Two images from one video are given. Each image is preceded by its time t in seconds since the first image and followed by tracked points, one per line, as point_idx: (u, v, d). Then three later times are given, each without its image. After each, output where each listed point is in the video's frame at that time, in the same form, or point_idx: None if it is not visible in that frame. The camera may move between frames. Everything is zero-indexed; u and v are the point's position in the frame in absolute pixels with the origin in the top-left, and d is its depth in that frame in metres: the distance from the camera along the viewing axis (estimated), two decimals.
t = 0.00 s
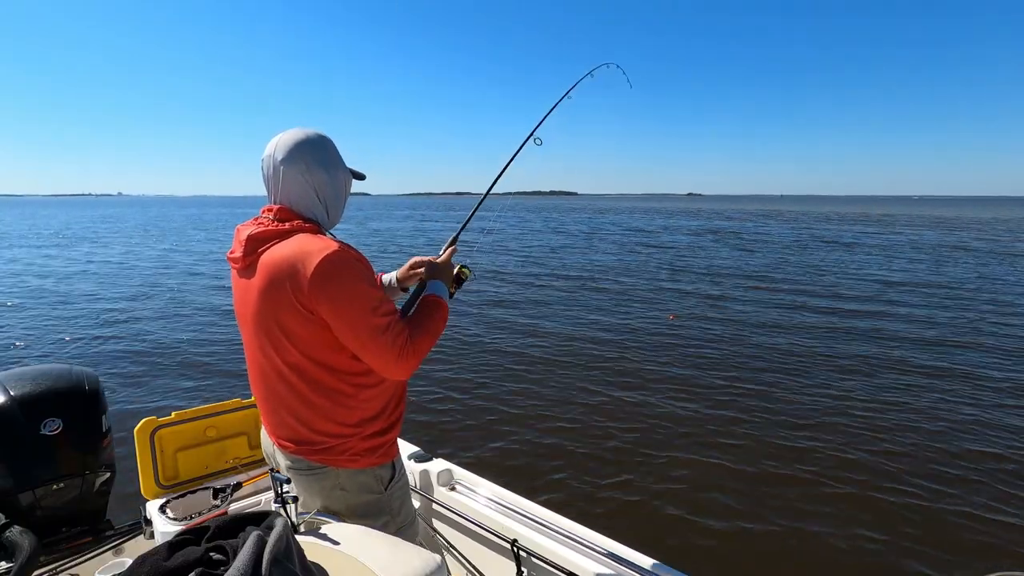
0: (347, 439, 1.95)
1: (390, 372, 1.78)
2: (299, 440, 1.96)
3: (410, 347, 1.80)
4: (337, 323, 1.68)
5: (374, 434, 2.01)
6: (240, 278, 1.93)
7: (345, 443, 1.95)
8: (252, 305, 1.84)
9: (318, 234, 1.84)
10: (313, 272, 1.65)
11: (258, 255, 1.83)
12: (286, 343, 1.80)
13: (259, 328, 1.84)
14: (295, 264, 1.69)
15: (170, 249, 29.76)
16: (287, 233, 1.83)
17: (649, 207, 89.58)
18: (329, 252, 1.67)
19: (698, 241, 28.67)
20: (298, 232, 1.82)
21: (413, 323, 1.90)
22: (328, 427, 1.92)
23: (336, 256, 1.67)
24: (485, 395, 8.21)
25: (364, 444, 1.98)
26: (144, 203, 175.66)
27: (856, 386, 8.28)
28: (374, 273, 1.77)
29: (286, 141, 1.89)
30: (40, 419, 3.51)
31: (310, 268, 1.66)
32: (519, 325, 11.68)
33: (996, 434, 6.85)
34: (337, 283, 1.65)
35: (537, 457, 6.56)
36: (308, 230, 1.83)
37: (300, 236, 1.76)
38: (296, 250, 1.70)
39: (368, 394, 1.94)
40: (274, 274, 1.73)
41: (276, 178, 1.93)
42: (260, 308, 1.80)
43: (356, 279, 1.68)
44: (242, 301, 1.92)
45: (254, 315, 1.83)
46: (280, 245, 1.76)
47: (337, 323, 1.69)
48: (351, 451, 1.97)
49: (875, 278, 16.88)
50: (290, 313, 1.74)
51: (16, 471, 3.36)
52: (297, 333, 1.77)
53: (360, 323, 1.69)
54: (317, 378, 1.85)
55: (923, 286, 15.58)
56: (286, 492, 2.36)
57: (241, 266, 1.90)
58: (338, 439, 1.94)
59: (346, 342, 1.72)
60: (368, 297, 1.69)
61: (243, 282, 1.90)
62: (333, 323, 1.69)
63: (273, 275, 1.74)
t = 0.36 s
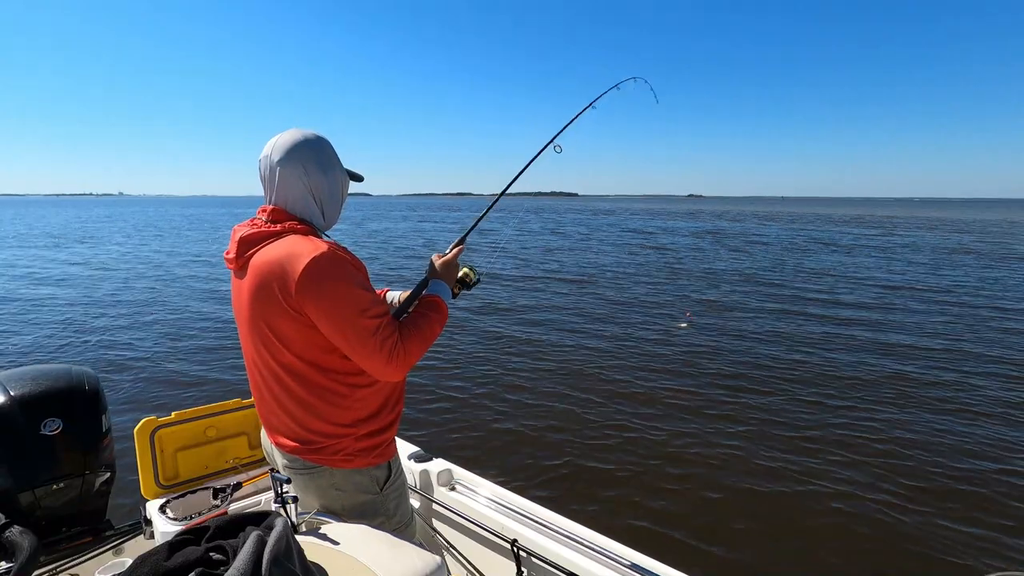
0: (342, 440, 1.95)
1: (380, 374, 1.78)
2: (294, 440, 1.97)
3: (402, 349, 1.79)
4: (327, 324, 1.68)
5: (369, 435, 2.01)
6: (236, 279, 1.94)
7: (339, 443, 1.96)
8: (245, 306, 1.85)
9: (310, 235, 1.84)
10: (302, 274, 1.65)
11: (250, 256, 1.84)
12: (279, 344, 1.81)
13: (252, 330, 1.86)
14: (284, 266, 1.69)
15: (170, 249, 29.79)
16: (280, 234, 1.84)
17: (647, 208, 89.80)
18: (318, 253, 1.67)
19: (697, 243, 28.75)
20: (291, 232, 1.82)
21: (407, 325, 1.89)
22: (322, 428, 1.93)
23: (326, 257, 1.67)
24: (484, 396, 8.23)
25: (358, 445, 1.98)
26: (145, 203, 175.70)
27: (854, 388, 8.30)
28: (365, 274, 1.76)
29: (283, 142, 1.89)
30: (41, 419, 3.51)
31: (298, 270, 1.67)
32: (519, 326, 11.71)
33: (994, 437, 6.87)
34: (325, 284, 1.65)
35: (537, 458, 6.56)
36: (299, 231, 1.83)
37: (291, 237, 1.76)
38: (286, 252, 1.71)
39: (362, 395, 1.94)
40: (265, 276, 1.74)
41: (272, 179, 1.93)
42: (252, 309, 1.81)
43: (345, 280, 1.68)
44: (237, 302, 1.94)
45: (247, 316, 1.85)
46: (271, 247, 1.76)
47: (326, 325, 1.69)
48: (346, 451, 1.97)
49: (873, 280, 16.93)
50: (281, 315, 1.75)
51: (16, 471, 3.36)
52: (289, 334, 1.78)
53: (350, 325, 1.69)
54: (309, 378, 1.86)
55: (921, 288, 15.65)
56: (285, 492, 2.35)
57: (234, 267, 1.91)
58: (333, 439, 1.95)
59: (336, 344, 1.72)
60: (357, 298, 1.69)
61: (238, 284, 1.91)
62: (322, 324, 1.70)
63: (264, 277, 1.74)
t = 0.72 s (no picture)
0: (334, 440, 1.96)
1: (366, 381, 1.77)
2: (286, 438, 1.98)
3: (389, 355, 1.78)
4: (315, 328, 1.69)
5: (363, 436, 2.00)
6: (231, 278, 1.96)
7: (332, 443, 1.96)
8: (238, 305, 1.86)
9: (302, 236, 1.84)
10: (291, 276, 1.65)
11: (242, 257, 1.85)
12: (270, 344, 1.82)
13: (244, 329, 1.87)
14: (275, 267, 1.70)
15: (169, 249, 29.82)
16: (272, 234, 1.84)
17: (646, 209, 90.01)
18: (308, 256, 1.67)
19: (696, 244, 28.79)
20: (283, 233, 1.82)
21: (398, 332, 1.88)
22: (314, 427, 1.93)
23: (314, 260, 1.67)
24: (484, 398, 8.24)
25: (350, 446, 1.98)
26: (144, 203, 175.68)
27: (854, 390, 8.31)
28: (354, 278, 1.76)
29: (280, 143, 1.89)
30: (41, 419, 3.51)
31: (286, 272, 1.67)
32: (519, 327, 11.74)
33: (994, 439, 6.88)
34: (312, 287, 1.65)
35: (537, 460, 6.57)
36: (292, 231, 1.84)
37: (283, 238, 1.77)
38: (277, 253, 1.72)
39: (353, 397, 1.94)
40: (255, 277, 1.75)
41: (269, 180, 1.94)
42: (244, 309, 1.83)
43: (334, 285, 1.67)
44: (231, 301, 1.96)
45: (240, 315, 1.86)
46: (263, 247, 1.77)
47: (313, 328, 1.69)
48: (339, 451, 1.97)
49: (873, 281, 16.95)
50: (270, 317, 1.76)
51: (16, 472, 3.36)
52: (279, 335, 1.79)
53: (335, 329, 1.69)
54: (299, 378, 1.86)
55: (920, 290, 15.67)
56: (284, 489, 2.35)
57: (228, 266, 1.93)
58: (326, 439, 1.95)
59: (323, 348, 1.72)
60: (344, 302, 1.69)
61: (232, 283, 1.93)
62: (309, 328, 1.70)
63: (254, 277, 1.76)
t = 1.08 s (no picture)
0: (322, 442, 1.96)
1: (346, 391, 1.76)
2: (278, 436, 2.00)
3: (372, 365, 1.77)
4: (296, 333, 1.69)
5: (352, 438, 2.00)
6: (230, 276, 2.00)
7: (322, 444, 1.96)
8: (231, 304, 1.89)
9: (295, 239, 1.83)
10: (274, 279, 1.66)
11: (237, 257, 1.88)
12: (259, 344, 1.84)
13: (237, 328, 1.89)
14: (262, 270, 1.71)
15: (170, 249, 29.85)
16: (266, 237, 1.84)
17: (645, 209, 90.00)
18: (293, 260, 1.67)
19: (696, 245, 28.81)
20: (273, 236, 1.82)
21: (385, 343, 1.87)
22: (303, 426, 1.94)
23: (299, 265, 1.66)
24: (484, 399, 8.26)
25: (339, 448, 1.98)
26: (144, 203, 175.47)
27: (854, 391, 8.32)
28: (341, 285, 1.76)
29: (280, 145, 1.90)
30: (41, 419, 3.51)
31: (271, 276, 1.68)
32: (518, 328, 11.77)
33: (993, 440, 6.89)
34: (295, 294, 1.65)
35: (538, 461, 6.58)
36: (285, 233, 1.84)
37: (273, 241, 1.78)
38: (265, 256, 1.73)
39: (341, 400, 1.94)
40: (245, 278, 1.77)
41: (268, 181, 1.94)
42: (236, 308, 1.85)
43: (317, 291, 1.67)
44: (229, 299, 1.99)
45: (233, 314, 1.89)
46: (254, 248, 1.79)
47: (295, 332, 1.69)
48: (329, 452, 1.98)
49: (872, 282, 16.99)
50: (258, 318, 1.78)
51: (17, 472, 3.36)
52: (267, 337, 1.80)
53: (317, 335, 1.68)
54: (288, 379, 1.88)
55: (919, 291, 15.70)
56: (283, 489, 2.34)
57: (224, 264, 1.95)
58: (313, 441, 1.96)
59: (304, 354, 1.72)
60: (326, 310, 1.68)
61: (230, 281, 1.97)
62: (292, 333, 1.70)
63: (245, 279, 1.78)
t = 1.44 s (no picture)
0: (314, 443, 1.96)
1: (333, 396, 1.75)
2: (272, 434, 2.01)
3: (359, 373, 1.76)
4: (284, 335, 1.69)
5: (345, 440, 2.00)
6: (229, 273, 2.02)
7: (314, 444, 1.97)
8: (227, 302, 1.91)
9: (290, 240, 1.83)
10: (263, 280, 1.67)
11: (235, 255, 1.89)
12: (252, 343, 1.85)
13: (232, 326, 1.91)
14: (253, 269, 1.72)
15: (170, 249, 29.81)
16: (262, 236, 1.85)
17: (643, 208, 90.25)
18: (282, 261, 1.67)
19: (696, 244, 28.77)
20: (269, 236, 1.82)
21: (375, 354, 1.86)
22: (295, 426, 1.95)
23: (289, 268, 1.66)
24: (483, 398, 8.27)
25: (331, 450, 1.98)
26: (145, 203, 175.52)
27: (855, 390, 8.31)
28: (332, 289, 1.76)
29: (279, 145, 1.90)
30: (41, 419, 3.51)
31: (262, 277, 1.69)
32: (518, 327, 11.79)
33: (994, 439, 6.88)
34: (283, 296, 1.66)
35: (539, 461, 6.57)
36: (279, 234, 1.83)
37: (267, 241, 1.79)
38: (258, 256, 1.74)
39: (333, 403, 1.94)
40: (239, 277, 1.78)
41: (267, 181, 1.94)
42: (231, 307, 1.87)
43: (305, 294, 1.67)
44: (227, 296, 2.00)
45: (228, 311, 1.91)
46: (248, 248, 1.80)
47: (283, 334, 1.70)
48: (323, 453, 1.98)
49: (873, 280, 16.97)
50: (250, 318, 1.79)
51: (17, 472, 3.36)
52: (258, 337, 1.82)
53: (304, 338, 1.69)
54: (280, 379, 1.89)
55: (921, 289, 15.67)
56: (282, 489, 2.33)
57: (221, 261, 1.97)
58: (306, 441, 1.96)
59: (292, 356, 1.73)
60: (315, 314, 1.69)
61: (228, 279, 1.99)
62: (280, 335, 1.71)
63: (238, 278, 1.79)
